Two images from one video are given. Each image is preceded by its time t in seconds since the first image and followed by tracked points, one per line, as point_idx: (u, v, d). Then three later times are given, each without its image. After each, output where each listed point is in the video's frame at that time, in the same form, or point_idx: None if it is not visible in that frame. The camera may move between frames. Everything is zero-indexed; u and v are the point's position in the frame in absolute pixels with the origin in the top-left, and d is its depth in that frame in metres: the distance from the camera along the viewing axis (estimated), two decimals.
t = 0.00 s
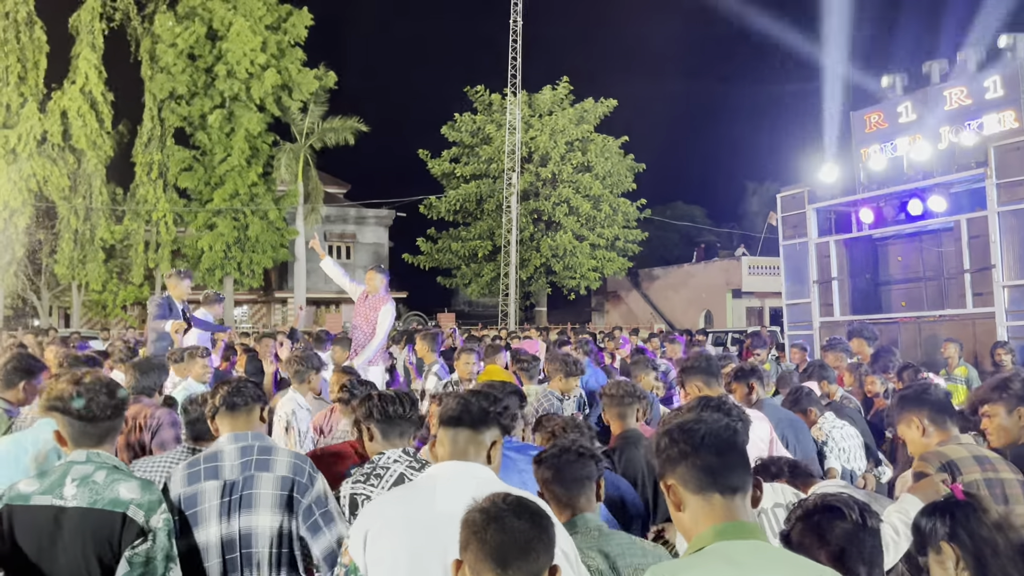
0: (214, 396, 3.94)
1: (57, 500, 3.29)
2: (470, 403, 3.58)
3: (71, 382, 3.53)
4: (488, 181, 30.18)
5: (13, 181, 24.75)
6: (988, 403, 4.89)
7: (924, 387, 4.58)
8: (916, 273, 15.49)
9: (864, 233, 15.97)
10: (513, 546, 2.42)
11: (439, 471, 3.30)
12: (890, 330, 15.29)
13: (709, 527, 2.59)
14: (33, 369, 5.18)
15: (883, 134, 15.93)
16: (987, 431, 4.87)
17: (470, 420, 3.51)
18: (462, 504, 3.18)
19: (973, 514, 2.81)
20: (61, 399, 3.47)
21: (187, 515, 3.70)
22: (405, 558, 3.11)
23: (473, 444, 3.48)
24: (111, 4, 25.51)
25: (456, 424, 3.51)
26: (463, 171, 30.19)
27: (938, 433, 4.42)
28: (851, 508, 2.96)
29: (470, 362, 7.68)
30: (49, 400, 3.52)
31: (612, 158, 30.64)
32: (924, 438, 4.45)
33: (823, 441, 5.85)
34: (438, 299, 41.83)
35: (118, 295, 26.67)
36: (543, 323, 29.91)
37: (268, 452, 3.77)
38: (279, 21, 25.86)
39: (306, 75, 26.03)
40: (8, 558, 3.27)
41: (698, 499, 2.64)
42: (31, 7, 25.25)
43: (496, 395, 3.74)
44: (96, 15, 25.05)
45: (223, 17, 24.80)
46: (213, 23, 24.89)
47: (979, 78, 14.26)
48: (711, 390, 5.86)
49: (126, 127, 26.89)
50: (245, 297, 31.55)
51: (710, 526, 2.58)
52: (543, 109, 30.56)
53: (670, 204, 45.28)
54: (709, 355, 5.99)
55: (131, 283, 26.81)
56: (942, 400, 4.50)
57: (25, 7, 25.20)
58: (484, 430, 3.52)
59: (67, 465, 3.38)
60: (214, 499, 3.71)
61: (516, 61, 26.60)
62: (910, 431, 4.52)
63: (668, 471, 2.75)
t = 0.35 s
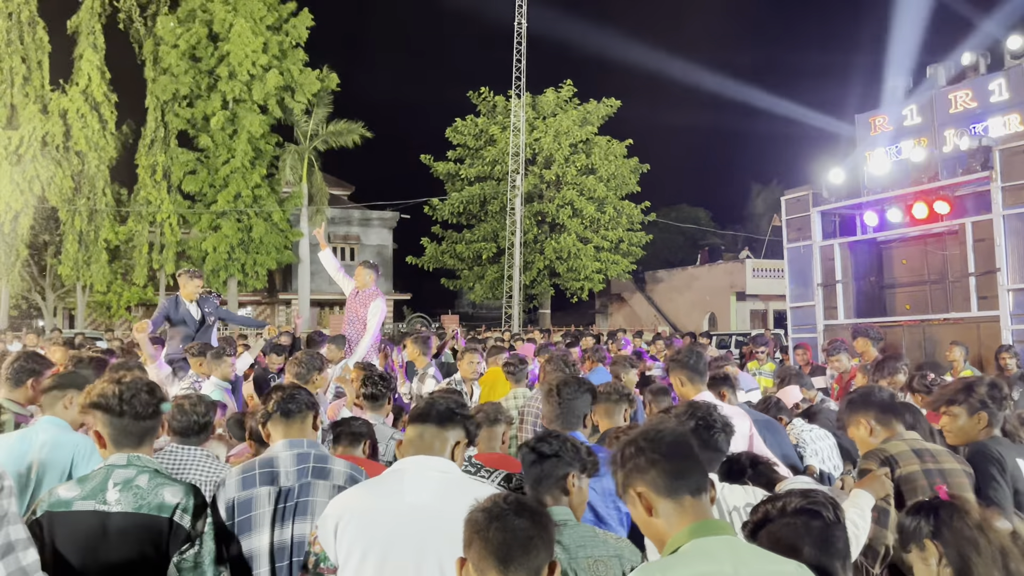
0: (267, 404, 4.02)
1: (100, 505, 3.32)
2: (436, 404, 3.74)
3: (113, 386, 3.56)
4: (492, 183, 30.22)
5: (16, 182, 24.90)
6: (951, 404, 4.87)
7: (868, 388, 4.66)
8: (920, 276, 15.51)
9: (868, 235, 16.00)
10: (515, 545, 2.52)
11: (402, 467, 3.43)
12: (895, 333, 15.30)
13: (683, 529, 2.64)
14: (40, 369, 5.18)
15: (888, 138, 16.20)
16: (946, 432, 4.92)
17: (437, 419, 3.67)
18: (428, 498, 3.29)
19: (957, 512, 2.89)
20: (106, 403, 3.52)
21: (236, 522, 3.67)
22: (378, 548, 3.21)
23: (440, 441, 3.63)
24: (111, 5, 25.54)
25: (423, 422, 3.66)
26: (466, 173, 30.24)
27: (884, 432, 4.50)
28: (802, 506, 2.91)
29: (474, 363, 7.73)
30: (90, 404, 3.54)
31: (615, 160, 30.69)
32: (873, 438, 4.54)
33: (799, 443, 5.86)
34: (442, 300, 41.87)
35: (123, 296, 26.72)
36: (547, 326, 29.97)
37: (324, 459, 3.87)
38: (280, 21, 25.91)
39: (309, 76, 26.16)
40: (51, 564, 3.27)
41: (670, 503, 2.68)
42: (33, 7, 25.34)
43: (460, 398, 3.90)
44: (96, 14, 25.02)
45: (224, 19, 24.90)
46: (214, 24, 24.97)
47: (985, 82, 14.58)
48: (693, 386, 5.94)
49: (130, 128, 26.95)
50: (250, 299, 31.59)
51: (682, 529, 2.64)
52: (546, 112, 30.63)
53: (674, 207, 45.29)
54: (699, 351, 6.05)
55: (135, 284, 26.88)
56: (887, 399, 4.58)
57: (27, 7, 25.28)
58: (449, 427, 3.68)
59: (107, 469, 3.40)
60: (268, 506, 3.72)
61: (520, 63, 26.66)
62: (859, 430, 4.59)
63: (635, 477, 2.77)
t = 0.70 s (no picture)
0: (309, 396, 4.08)
1: (138, 500, 3.29)
2: (440, 393, 3.81)
3: (139, 379, 3.51)
4: (492, 183, 30.20)
5: (17, 183, 24.98)
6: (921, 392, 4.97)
7: (864, 381, 4.57)
8: (921, 275, 15.50)
9: (869, 235, 15.94)
10: (523, 521, 2.61)
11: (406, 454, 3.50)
12: (896, 332, 15.29)
13: (692, 506, 2.75)
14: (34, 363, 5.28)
15: (890, 136, 16.39)
16: (919, 420, 4.97)
17: (438, 409, 3.74)
18: (431, 485, 3.36)
19: (955, 494, 2.80)
20: (135, 397, 3.46)
21: (282, 527, 3.82)
22: (379, 535, 3.29)
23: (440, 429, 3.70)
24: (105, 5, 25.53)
25: (426, 413, 3.73)
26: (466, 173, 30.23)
27: (885, 428, 4.46)
28: (843, 488, 2.85)
29: (476, 361, 7.68)
30: (118, 399, 3.48)
31: (615, 159, 30.66)
32: (872, 436, 4.49)
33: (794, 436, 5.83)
34: (442, 300, 41.86)
35: (122, 296, 26.69)
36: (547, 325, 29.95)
37: (366, 462, 3.97)
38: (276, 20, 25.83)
39: (306, 74, 26.05)
40: (91, 562, 3.24)
41: (680, 483, 2.79)
42: (29, 6, 25.26)
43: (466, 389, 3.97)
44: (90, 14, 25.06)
45: (217, 19, 24.82)
46: (207, 25, 24.90)
47: (986, 81, 14.60)
48: (684, 377, 5.94)
49: (129, 127, 26.93)
50: (250, 299, 31.58)
51: (687, 509, 2.76)
52: (546, 111, 30.62)
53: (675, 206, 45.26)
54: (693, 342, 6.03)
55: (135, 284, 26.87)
56: (883, 394, 4.52)
57: (23, 7, 25.22)
58: (452, 418, 3.75)
59: (141, 464, 3.36)
60: (311, 510, 3.85)
61: (519, 62, 26.64)
62: (858, 429, 4.53)
63: (645, 459, 2.87)
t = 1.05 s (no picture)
0: (315, 398, 4.20)
1: (154, 497, 3.35)
2: (482, 376, 3.65)
3: (153, 379, 3.57)
4: (491, 181, 30.18)
5: (15, 183, 24.92)
6: (954, 380, 4.94)
7: (914, 370, 4.49)
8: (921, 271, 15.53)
9: (869, 231, 15.76)
10: (617, 527, 2.64)
11: (454, 439, 3.50)
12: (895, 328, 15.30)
13: (778, 508, 2.71)
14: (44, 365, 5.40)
15: (888, 132, 16.41)
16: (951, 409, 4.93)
17: (475, 399, 3.61)
18: (482, 466, 3.37)
19: None
20: (151, 397, 3.52)
21: (297, 516, 3.88)
22: (434, 515, 3.29)
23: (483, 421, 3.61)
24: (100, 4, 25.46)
25: (465, 401, 3.62)
26: (465, 171, 30.23)
27: (932, 418, 4.37)
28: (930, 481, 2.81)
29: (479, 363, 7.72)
30: (136, 399, 3.56)
31: (614, 157, 30.67)
32: (918, 423, 4.40)
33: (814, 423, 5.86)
34: (442, 299, 41.84)
35: (122, 296, 26.65)
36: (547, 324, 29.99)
37: (376, 457, 4.05)
38: (273, 19, 25.81)
39: (303, 73, 26.03)
40: (107, 560, 3.31)
41: (767, 483, 2.75)
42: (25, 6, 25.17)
43: (505, 361, 3.84)
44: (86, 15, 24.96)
45: (213, 19, 24.77)
46: (203, 25, 24.84)
47: (984, 76, 14.60)
48: (709, 372, 6.23)
49: (127, 127, 26.90)
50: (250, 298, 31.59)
51: (774, 509, 2.72)
52: (545, 109, 30.64)
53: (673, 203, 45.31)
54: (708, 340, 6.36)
55: (134, 284, 26.86)
56: (933, 383, 4.44)
57: (19, 7, 25.15)
58: (496, 403, 3.65)
59: (155, 462, 3.42)
60: (325, 502, 3.93)
61: (518, 61, 26.63)
62: (903, 415, 4.44)
63: (731, 455, 2.84)
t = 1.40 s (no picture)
0: (312, 387, 4.18)
1: (157, 490, 3.43)
2: (530, 367, 3.47)
3: (162, 380, 3.67)
4: (490, 178, 30.16)
5: (13, 183, 24.96)
6: (999, 374, 4.84)
7: (949, 361, 4.58)
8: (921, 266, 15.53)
9: (867, 225, 15.80)
10: (704, 517, 2.65)
11: (512, 432, 3.32)
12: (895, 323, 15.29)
13: (853, 497, 2.72)
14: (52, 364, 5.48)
15: (887, 127, 16.38)
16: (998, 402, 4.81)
17: (528, 396, 3.43)
18: (546, 459, 3.19)
19: None
20: (161, 399, 3.62)
21: (296, 502, 3.86)
22: (500, 513, 3.09)
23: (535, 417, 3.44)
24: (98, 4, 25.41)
25: (518, 394, 3.43)
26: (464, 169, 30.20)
27: (974, 409, 4.45)
28: (993, 470, 2.88)
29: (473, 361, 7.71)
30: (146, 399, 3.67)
31: (613, 154, 30.63)
32: (958, 415, 4.48)
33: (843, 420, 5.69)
34: (442, 296, 41.82)
35: (123, 295, 26.68)
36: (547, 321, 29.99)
37: (374, 442, 4.00)
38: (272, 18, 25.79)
39: (302, 71, 25.99)
40: (113, 549, 3.40)
41: (840, 470, 2.77)
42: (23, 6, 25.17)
43: (547, 347, 3.68)
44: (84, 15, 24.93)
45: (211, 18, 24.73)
46: (202, 24, 24.81)
47: (982, 69, 14.54)
48: (732, 369, 6.29)
49: (126, 127, 26.87)
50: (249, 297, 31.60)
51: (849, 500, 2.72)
52: (544, 106, 30.61)
53: (673, 200, 45.28)
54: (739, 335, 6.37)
55: (134, 284, 26.89)
56: (969, 372, 4.51)
57: (17, 7, 25.15)
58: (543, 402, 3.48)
59: (159, 455, 3.49)
60: (324, 487, 3.89)
61: (516, 58, 26.57)
62: (944, 408, 4.52)
63: (804, 442, 2.87)
